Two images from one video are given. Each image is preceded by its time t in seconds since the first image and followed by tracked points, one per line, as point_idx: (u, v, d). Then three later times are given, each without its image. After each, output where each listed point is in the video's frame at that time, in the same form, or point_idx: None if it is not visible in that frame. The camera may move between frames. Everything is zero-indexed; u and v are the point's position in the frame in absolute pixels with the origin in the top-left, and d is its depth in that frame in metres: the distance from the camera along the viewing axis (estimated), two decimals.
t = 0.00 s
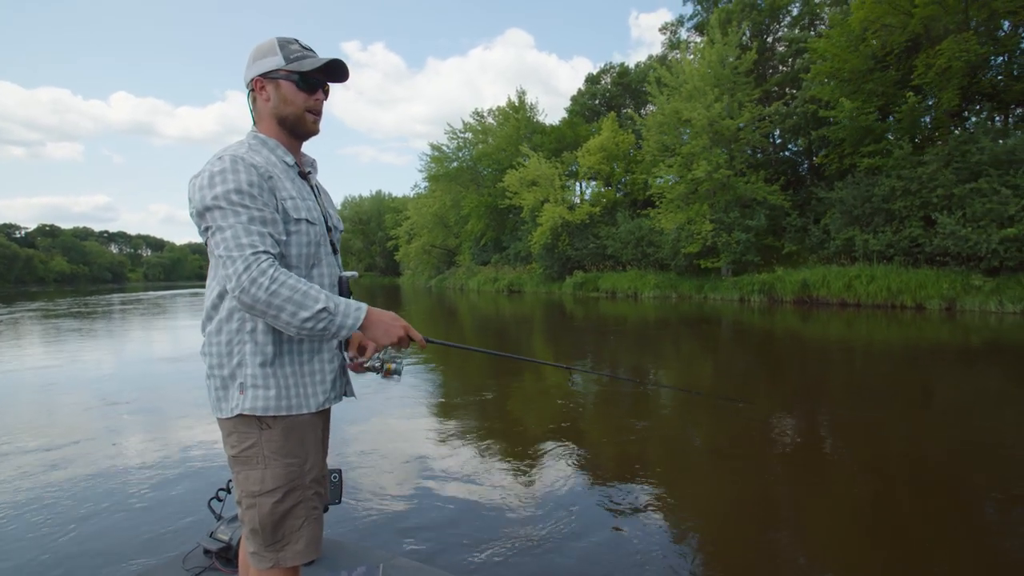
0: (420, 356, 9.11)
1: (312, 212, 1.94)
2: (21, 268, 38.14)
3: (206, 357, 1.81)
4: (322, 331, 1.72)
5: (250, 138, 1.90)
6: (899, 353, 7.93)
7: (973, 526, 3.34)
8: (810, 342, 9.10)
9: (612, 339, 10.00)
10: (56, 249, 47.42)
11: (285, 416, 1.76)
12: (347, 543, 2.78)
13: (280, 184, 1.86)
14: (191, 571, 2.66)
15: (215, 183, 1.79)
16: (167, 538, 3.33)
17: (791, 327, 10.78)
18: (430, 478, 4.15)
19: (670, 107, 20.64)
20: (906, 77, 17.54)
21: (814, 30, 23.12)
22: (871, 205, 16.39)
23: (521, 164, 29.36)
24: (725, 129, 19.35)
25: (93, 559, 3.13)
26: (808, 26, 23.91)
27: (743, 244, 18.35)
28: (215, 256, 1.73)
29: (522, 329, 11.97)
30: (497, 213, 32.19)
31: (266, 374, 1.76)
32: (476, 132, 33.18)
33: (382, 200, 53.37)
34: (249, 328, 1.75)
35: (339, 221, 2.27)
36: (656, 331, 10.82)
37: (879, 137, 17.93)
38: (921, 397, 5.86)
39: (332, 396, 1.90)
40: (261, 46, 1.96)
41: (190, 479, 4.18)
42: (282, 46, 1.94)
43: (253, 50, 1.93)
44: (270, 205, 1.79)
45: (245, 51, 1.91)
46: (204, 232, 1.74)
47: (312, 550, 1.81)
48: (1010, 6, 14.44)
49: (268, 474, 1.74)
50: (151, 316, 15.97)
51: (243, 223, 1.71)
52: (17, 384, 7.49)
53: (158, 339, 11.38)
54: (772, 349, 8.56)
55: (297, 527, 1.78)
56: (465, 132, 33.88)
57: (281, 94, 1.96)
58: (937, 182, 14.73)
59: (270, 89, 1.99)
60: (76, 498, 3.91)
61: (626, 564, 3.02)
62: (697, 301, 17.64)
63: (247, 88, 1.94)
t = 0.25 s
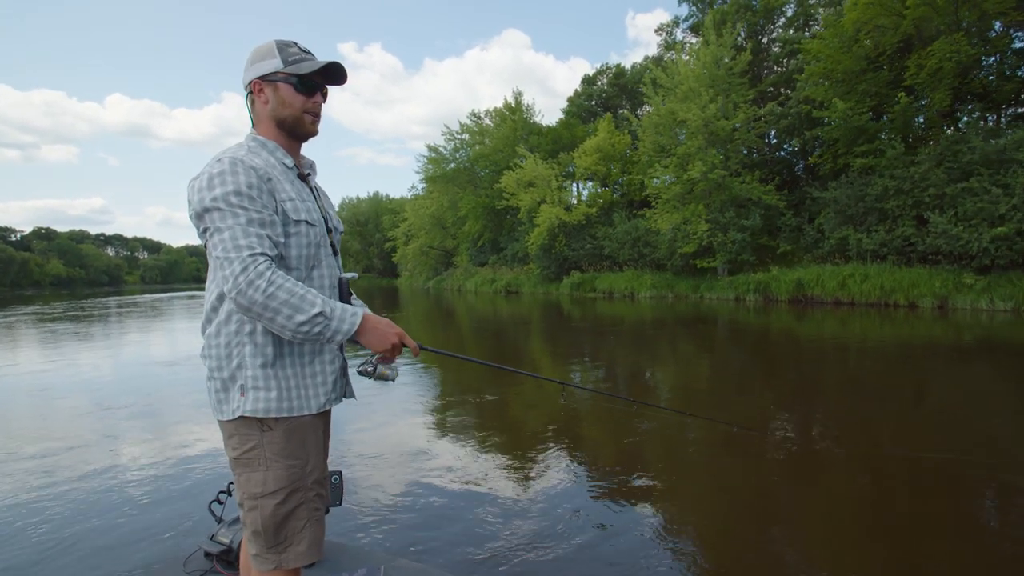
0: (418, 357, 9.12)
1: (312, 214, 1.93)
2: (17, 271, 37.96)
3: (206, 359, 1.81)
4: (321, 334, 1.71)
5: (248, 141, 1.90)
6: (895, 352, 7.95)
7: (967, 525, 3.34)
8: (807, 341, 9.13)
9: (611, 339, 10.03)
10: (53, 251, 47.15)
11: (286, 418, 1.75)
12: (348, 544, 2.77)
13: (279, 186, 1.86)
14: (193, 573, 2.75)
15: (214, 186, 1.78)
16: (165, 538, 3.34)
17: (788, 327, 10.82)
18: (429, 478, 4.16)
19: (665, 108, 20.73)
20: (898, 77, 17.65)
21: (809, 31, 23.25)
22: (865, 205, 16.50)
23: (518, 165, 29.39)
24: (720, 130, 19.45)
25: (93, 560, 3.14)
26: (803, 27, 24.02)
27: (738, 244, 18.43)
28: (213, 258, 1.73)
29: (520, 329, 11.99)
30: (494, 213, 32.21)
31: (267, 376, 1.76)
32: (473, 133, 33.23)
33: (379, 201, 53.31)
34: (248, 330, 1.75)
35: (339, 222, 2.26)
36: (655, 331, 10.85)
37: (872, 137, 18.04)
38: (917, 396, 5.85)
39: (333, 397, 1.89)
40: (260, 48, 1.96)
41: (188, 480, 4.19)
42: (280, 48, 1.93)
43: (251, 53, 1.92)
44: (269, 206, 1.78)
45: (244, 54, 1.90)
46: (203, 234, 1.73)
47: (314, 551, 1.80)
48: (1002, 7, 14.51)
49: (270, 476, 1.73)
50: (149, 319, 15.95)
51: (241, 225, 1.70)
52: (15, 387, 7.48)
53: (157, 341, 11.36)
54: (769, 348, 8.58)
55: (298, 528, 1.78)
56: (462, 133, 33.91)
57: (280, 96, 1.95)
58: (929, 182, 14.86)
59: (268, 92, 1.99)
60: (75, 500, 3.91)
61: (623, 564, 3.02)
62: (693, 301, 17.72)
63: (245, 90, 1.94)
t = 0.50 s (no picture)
0: (416, 357, 9.12)
1: (313, 214, 1.93)
2: (13, 269, 37.81)
3: (206, 358, 1.80)
4: (321, 334, 1.71)
5: (249, 141, 1.89)
6: (889, 352, 7.98)
7: (964, 527, 3.33)
8: (802, 341, 9.16)
9: (608, 339, 10.04)
10: (48, 250, 46.58)
11: (287, 417, 1.75)
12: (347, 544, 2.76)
13: (280, 186, 1.85)
14: (191, 573, 2.71)
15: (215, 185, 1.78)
16: (163, 537, 3.34)
17: (784, 327, 10.87)
18: (426, 477, 4.17)
19: (661, 109, 20.80)
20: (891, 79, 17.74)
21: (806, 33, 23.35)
22: (858, 206, 16.60)
23: (515, 165, 29.41)
24: (716, 131, 19.54)
25: (90, 558, 3.15)
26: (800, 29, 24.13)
27: (734, 245, 18.51)
28: (214, 258, 1.72)
29: (517, 329, 12.00)
30: (491, 213, 32.17)
31: (267, 375, 1.75)
32: (471, 133, 33.25)
33: (376, 201, 53.26)
34: (248, 330, 1.74)
35: (339, 222, 2.26)
36: (651, 331, 10.88)
37: (866, 139, 18.15)
38: (912, 397, 5.88)
39: (333, 397, 1.89)
40: (261, 48, 1.95)
41: (185, 479, 4.19)
42: (281, 48, 1.93)
43: (252, 52, 1.92)
44: (270, 206, 1.78)
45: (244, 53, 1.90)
46: (204, 234, 1.73)
47: (313, 551, 1.79)
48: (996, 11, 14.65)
49: (270, 475, 1.73)
50: (146, 318, 15.92)
51: (242, 225, 1.69)
52: (11, 386, 7.46)
53: (153, 340, 11.33)
54: (765, 349, 8.60)
55: (299, 527, 1.77)
56: (460, 133, 33.93)
57: (280, 96, 1.95)
58: (923, 183, 14.97)
59: (269, 92, 1.98)
60: (70, 501, 3.88)
61: (620, 563, 3.03)
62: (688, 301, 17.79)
63: (246, 90, 1.93)
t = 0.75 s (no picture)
0: (413, 356, 9.12)
1: (313, 214, 1.93)
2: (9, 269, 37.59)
3: (206, 358, 1.80)
4: (321, 334, 1.71)
5: (250, 140, 1.89)
6: (884, 352, 8.01)
7: (961, 527, 3.34)
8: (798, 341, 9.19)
9: (605, 339, 10.06)
10: (46, 249, 46.39)
11: (286, 417, 1.75)
12: (347, 545, 2.78)
13: (281, 186, 1.85)
14: (190, 573, 2.72)
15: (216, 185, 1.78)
16: (160, 536, 3.34)
17: (778, 327, 10.90)
18: (424, 476, 4.18)
19: (658, 109, 20.83)
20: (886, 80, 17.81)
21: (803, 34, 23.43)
22: (853, 207, 16.67)
23: (513, 165, 29.41)
24: (713, 131, 19.59)
25: (87, 556, 3.14)
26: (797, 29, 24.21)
27: (730, 245, 18.57)
28: (214, 258, 1.72)
29: (515, 329, 12.01)
30: (489, 213, 32.18)
31: (267, 375, 1.75)
32: (468, 133, 33.23)
33: (374, 201, 53.16)
34: (248, 329, 1.74)
35: (340, 223, 2.25)
36: (648, 331, 10.90)
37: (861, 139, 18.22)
38: (907, 397, 5.89)
39: (333, 397, 1.89)
40: (263, 48, 1.96)
41: (182, 479, 4.19)
42: (283, 48, 1.93)
43: (255, 52, 1.92)
44: (271, 206, 1.78)
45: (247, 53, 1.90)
46: (204, 233, 1.74)
47: (312, 551, 1.79)
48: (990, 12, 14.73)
49: (270, 475, 1.73)
50: (142, 318, 15.85)
51: (243, 225, 1.70)
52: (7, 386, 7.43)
53: (150, 340, 11.29)
54: (761, 349, 8.63)
55: (298, 527, 1.77)
56: (458, 133, 33.90)
57: (283, 96, 1.95)
58: (917, 184, 15.06)
59: (271, 92, 1.99)
60: (66, 500, 3.87)
61: (616, 560, 3.04)
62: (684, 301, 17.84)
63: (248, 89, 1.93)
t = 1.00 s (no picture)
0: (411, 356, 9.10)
1: (314, 214, 1.93)
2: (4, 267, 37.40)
3: (206, 357, 1.79)
4: (321, 333, 1.70)
5: (251, 140, 1.89)
6: (876, 352, 8.06)
7: (957, 527, 3.34)
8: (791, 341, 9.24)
9: (602, 339, 10.07)
10: (42, 248, 46.04)
11: (286, 416, 1.74)
12: (347, 544, 2.79)
13: (282, 185, 1.85)
14: (189, 573, 2.73)
15: (217, 184, 1.77)
16: (157, 535, 3.33)
17: (773, 327, 10.95)
18: (422, 475, 4.17)
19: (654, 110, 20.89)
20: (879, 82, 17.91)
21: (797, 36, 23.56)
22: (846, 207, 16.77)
23: (510, 165, 29.42)
24: (708, 132, 19.67)
25: (84, 557, 3.13)
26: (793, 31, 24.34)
27: (725, 245, 18.64)
28: (215, 257, 1.72)
29: (512, 328, 12.03)
30: (486, 213, 32.18)
31: (267, 375, 1.74)
32: (465, 133, 33.24)
33: (372, 202, 53.09)
34: (249, 328, 1.74)
35: (341, 222, 2.24)
36: (644, 330, 10.93)
37: (854, 140, 18.34)
38: (902, 396, 5.91)
39: (333, 397, 1.88)
40: (265, 48, 1.95)
41: (178, 478, 4.17)
42: (286, 48, 1.92)
43: (257, 52, 1.91)
44: (272, 206, 1.78)
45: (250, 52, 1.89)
46: (205, 233, 1.73)
47: (312, 551, 1.79)
48: (982, 15, 14.90)
49: (270, 475, 1.72)
50: (139, 317, 15.79)
51: (244, 224, 1.69)
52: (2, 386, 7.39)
53: (147, 339, 11.25)
54: (756, 348, 8.66)
55: (298, 527, 1.76)
56: (455, 133, 33.90)
57: (285, 96, 1.95)
58: (910, 185, 15.17)
59: (273, 91, 1.98)
60: (63, 500, 3.87)
61: (614, 558, 3.05)
62: (680, 301, 17.88)
63: (251, 89, 1.93)
